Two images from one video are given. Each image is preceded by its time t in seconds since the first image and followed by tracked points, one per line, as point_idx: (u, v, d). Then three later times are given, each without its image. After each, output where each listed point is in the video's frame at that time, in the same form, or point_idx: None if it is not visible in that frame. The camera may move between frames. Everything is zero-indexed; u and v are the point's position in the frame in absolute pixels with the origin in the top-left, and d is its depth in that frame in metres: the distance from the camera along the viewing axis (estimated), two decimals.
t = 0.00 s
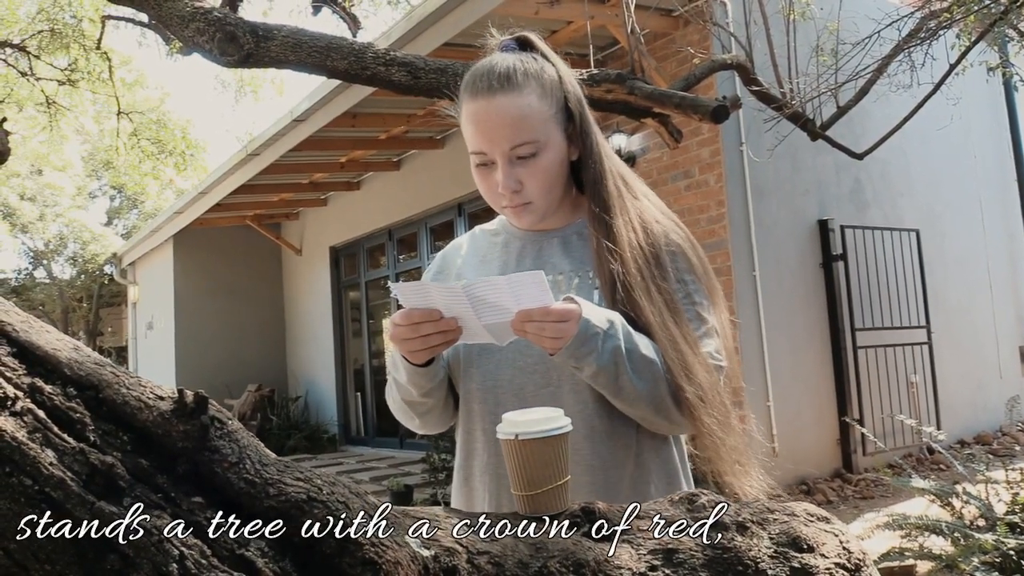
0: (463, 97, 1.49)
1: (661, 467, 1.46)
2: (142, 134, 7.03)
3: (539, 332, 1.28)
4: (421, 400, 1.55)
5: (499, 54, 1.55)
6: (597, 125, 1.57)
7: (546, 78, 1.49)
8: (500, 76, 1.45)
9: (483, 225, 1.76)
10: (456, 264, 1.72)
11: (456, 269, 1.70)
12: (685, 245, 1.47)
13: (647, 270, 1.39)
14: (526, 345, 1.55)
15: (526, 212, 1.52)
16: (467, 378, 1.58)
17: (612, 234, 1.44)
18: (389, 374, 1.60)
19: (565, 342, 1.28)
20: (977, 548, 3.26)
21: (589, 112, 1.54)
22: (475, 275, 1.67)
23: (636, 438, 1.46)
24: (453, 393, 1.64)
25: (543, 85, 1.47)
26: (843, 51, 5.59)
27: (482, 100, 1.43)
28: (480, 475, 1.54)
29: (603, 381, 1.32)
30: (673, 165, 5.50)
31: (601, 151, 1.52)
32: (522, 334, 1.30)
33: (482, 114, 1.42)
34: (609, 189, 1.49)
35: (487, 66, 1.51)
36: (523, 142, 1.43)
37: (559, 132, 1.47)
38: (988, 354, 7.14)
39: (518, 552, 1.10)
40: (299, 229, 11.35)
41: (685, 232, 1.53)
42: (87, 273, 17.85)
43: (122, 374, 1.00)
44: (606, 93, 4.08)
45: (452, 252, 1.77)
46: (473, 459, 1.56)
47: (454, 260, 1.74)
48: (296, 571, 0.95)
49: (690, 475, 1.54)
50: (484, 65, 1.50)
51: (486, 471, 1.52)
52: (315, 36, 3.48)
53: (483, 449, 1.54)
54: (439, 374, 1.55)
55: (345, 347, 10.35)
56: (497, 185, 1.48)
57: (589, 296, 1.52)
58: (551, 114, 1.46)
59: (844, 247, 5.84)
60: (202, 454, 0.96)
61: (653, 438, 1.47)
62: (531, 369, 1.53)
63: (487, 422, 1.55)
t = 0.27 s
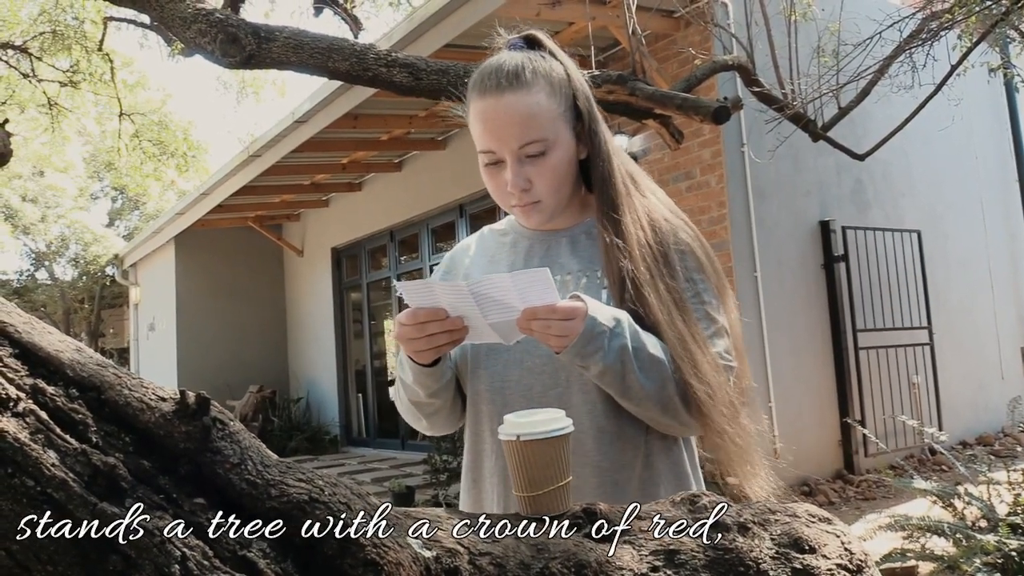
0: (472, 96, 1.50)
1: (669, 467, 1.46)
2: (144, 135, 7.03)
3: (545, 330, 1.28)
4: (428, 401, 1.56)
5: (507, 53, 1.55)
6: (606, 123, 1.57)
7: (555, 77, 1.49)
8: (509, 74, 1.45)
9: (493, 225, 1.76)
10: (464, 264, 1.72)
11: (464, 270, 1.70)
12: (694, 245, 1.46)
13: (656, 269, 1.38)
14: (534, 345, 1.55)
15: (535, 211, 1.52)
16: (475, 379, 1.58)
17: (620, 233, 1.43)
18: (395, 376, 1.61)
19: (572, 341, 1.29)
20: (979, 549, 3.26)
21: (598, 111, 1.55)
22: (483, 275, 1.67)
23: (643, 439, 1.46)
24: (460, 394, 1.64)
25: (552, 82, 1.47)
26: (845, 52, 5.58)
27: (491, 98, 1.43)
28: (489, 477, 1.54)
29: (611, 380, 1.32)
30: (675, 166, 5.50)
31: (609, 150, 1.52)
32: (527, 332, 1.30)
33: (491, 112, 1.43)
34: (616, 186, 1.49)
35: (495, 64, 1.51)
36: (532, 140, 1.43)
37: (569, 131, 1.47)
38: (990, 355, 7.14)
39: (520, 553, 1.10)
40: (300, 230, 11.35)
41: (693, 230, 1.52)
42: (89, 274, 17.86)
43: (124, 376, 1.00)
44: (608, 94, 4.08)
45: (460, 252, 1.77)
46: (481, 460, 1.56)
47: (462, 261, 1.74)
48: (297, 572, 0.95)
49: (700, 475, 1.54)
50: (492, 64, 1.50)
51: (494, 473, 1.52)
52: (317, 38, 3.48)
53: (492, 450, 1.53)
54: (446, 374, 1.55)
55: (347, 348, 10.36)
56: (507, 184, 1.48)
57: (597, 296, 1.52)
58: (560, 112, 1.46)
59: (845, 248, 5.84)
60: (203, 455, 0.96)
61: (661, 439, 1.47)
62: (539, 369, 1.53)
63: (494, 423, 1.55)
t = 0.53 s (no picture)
0: (484, 93, 1.50)
1: (682, 470, 1.45)
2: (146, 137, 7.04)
3: (555, 327, 1.28)
4: (439, 401, 1.56)
5: (519, 51, 1.56)
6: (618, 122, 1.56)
7: (567, 74, 1.49)
8: (522, 71, 1.46)
9: (504, 226, 1.76)
10: (476, 264, 1.72)
11: (475, 269, 1.70)
12: (708, 244, 1.46)
13: (668, 267, 1.38)
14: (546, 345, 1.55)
15: (549, 209, 1.52)
16: (485, 379, 1.58)
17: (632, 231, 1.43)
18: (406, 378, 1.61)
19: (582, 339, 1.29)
20: (982, 551, 3.25)
21: (610, 108, 1.55)
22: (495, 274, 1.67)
23: (652, 440, 1.45)
24: (471, 395, 1.65)
25: (565, 80, 1.47)
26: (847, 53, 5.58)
27: (506, 96, 1.43)
28: (500, 477, 1.53)
29: (622, 378, 1.32)
30: (677, 167, 5.50)
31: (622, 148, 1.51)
32: (538, 329, 1.30)
33: (505, 110, 1.42)
34: (631, 183, 1.48)
35: (508, 62, 1.51)
36: (547, 137, 1.43)
37: (583, 128, 1.47)
38: (992, 357, 7.12)
39: (523, 553, 1.10)
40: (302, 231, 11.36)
41: (706, 228, 1.52)
42: (91, 275, 17.87)
43: (127, 376, 1.00)
44: (610, 95, 4.08)
45: (471, 253, 1.77)
46: (491, 460, 1.56)
47: (473, 261, 1.74)
48: (300, 572, 0.95)
49: (714, 478, 1.53)
50: (504, 62, 1.50)
51: (504, 473, 1.52)
52: (320, 39, 3.48)
53: (502, 451, 1.53)
54: (456, 375, 1.55)
55: (349, 349, 10.37)
56: (520, 182, 1.48)
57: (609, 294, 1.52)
58: (574, 109, 1.46)
59: (848, 249, 5.83)
60: (207, 455, 0.96)
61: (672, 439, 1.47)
62: (550, 369, 1.53)
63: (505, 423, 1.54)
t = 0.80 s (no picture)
0: (497, 89, 1.50)
1: (694, 470, 1.44)
2: (148, 137, 7.05)
3: (567, 322, 1.28)
4: (448, 398, 1.56)
5: (533, 48, 1.56)
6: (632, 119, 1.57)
7: (580, 70, 1.49)
8: (534, 67, 1.46)
9: (515, 224, 1.76)
10: (489, 262, 1.72)
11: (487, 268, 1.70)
12: (721, 242, 1.45)
13: (682, 265, 1.38)
14: (559, 342, 1.55)
15: (560, 206, 1.51)
16: (495, 376, 1.58)
17: (644, 229, 1.43)
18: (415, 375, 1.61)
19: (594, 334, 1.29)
20: (986, 551, 3.24)
21: (623, 106, 1.54)
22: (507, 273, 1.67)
23: (662, 440, 1.45)
24: (480, 393, 1.64)
25: (577, 76, 1.47)
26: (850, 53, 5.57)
27: (518, 92, 1.43)
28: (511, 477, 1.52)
29: (634, 376, 1.31)
30: (680, 167, 5.50)
31: (635, 145, 1.52)
32: (549, 325, 1.30)
33: (517, 105, 1.42)
34: (643, 181, 1.49)
35: (520, 58, 1.51)
36: (558, 133, 1.42)
37: (595, 125, 1.47)
38: (995, 357, 7.11)
39: (525, 553, 1.10)
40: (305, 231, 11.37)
41: (719, 227, 1.52)
42: (93, 275, 17.89)
43: (130, 374, 1.00)
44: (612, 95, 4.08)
45: (483, 251, 1.77)
46: (502, 459, 1.55)
47: (485, 260, 1.74)
48: (303, 571, 0.95)
49: (726, 477, 1.52)
50: (517, 58, 1.50)
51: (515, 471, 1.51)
52: (322, 39, 3.48)
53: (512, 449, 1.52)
54: (467, 371, 1.55)
55: (351, 349, 10.37)
56: (531, 179, 1.48)
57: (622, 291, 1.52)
58: (585, 106, 1.46)
59: (850, 249, 5.82)
60: (209, 454, 0.96)
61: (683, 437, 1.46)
62: (561, 366, 1.53)
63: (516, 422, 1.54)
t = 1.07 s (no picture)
0: (507, 85, 1.50)
1: (702, 469, 1.44)
2: (150, 137, 7.06)
3: (577, 318, 1.27)
4: (455, 395, 1.55)
5: (543, 45, 1.56)
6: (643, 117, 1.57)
7: (591, 67, 1.49)
8: (545, 64, 1.46)
9: (523, 223, 1.76)
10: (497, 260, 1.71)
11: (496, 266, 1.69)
12: (731, 241, 1.46)
13: (691, 262, 1.38)
14: (569, 338, 1.55)
15: (568, 203, 1.51)
16: (503, 373, 1.57)
17: (654, 226, 1.43)
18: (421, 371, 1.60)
19: (605, 329, 1.28)
20: (988, 550, 3.24)
21: (634, 104, 1.54)
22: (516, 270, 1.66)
23: (670, 439, 1.44)
24: (487, 390, 1.64)
25: (588, 74, 1.47)
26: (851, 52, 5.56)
27: (528, 87, 1.43)
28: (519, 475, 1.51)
29: (644, 373, 1.31)
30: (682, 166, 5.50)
31: (646, 143, 1.51)
32: (559, 321, 1.29)
33: (526, 101, 1.42)
34: (654, 179, 1.49)
35: (531, 55, 1.51)
36: (567, 129, 1.42)
37: (604, 122, 1.47)
38: (997, 357, 7.10)
39: (528, 552, 1.10)
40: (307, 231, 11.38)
41: (728, 225, 1.52)
42: (96, 275, 17.95)
43: (132, 373, 1.01)
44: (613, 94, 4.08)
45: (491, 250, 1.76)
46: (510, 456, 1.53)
47: (493, 259, 1.73)
48: (305, 571, 0.95)
49: (733, 476, 1.52)
50: (527, 55, 1.50)
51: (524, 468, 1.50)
52: (323, 39, 3.48)
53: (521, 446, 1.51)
54: (475, 368, 1.54)
55: (353, 349, 10.38)
56: (540, 175, 1.48)
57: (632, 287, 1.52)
58: (595, 103, 1.46)
59: (853, 248, 5.82)
60: (212, 453, 0.96)
61: (691, 436, 1.46)
62: (571, 362, 1.53)
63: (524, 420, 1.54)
